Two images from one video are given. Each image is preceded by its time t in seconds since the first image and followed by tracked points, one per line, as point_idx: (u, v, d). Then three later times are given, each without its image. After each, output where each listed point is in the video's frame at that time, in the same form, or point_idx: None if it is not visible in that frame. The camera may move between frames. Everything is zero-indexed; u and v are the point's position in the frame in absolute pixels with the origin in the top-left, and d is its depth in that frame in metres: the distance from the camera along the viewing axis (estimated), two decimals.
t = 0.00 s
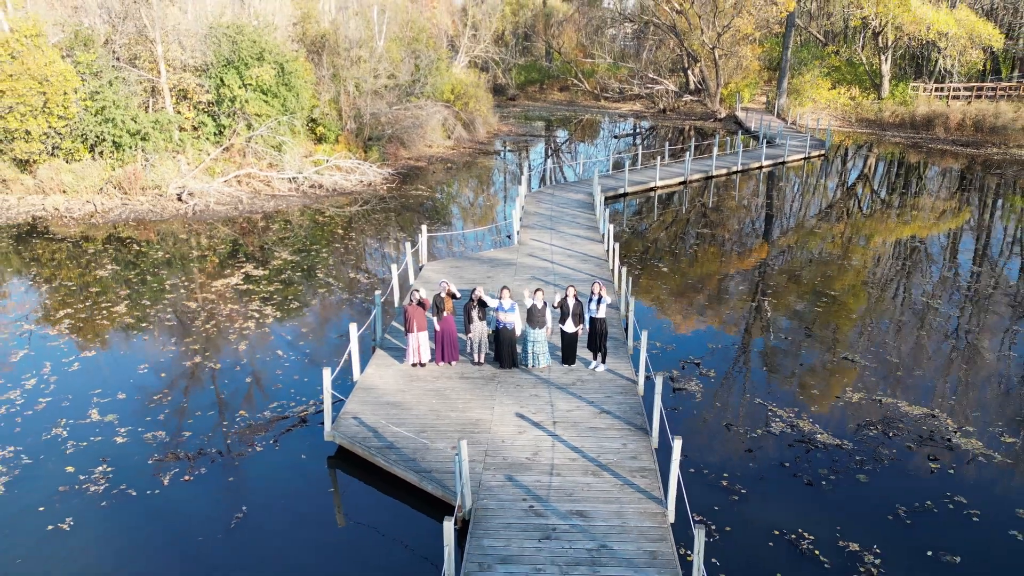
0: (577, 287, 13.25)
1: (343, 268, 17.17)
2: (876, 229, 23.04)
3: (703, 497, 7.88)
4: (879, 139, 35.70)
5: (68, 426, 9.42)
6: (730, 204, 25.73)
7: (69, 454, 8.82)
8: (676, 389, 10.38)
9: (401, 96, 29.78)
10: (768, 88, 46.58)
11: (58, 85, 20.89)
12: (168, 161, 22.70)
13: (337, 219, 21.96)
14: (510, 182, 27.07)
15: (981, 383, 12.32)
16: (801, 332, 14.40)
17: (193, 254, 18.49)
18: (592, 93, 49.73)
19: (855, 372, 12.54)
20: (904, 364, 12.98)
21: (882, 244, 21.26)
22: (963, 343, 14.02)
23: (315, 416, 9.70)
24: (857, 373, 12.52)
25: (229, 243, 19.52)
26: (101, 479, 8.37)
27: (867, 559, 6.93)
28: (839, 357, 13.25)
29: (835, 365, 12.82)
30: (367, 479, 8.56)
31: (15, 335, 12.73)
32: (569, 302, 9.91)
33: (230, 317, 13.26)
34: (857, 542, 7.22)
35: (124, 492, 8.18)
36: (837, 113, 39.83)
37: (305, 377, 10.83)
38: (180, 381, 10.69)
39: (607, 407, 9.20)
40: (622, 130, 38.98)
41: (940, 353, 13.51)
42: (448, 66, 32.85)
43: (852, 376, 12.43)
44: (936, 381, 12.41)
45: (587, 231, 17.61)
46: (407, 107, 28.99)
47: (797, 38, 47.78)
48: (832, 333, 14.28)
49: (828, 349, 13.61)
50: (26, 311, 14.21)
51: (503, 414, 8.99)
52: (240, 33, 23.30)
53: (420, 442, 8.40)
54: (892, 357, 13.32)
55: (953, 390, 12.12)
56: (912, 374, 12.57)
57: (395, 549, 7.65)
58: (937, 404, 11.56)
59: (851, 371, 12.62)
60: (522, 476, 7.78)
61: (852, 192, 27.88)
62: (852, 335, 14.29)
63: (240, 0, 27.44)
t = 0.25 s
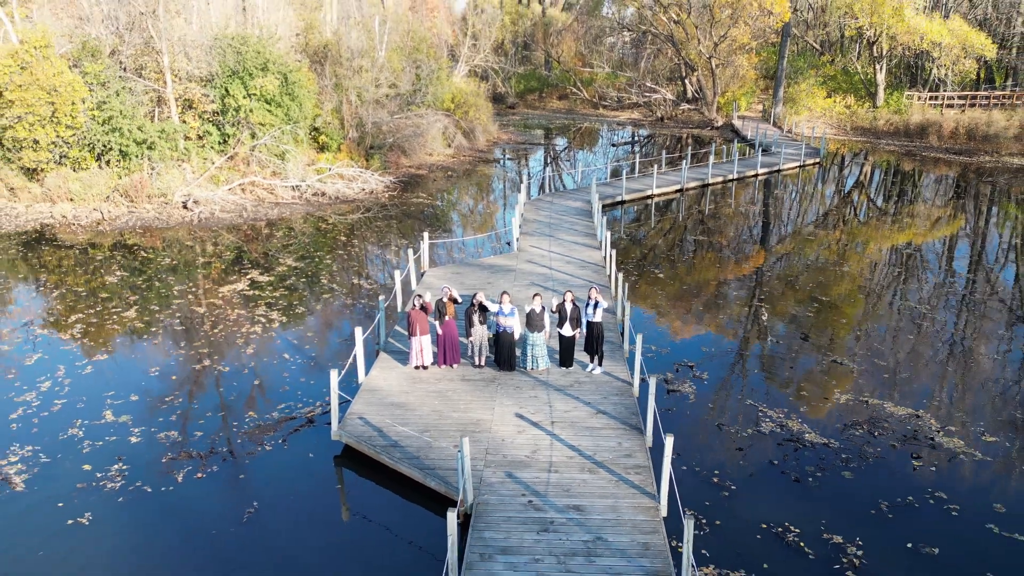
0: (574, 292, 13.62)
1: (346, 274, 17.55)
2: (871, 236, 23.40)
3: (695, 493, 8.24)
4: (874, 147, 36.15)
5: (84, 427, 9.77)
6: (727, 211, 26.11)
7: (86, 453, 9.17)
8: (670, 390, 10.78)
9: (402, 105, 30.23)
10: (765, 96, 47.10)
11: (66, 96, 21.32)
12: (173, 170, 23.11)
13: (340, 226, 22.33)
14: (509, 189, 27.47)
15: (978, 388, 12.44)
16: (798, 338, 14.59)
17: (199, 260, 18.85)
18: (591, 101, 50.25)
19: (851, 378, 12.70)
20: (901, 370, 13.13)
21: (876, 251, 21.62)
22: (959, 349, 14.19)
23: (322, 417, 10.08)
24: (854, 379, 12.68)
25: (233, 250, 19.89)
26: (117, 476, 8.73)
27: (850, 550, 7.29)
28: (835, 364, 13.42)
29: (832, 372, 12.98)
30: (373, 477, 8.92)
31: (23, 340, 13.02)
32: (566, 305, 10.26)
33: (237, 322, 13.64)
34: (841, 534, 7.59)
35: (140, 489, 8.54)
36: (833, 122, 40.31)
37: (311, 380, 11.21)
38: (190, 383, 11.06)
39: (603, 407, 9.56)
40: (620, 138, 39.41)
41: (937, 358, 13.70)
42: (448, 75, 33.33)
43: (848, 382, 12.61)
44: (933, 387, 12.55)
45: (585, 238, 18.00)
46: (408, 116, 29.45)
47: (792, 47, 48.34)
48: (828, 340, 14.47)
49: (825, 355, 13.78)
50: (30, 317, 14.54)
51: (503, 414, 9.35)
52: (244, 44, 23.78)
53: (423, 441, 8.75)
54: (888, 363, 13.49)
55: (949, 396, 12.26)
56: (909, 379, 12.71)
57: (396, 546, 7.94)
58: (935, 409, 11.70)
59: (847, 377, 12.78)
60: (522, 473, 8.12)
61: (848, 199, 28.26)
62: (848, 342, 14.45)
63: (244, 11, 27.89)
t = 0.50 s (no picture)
0: (572, 297, 14.01)
1: (349, 279, 17.93)
2: (866, 242, 23.75)
3: (687, 488, 8.66)
4: (869, 155, 36.58)
5: (99, 427, 10.13)
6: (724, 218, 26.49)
7: (101, 451, 9.53)
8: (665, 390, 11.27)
9: (403, 114, 30.68)
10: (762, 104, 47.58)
11: (75, 105, 21.76)
12: (179, 178, 23.54)
13: (342, 233, 22.71)
14: (509, 196, 27.88)
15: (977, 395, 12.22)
16: (796, 343, 14.49)
17: (206, 266, 19.25)
18: (590, 109, 50.76)
19: (849, 382, 12.43)
20: (900, 375, 12.87)
21: (871, 258, 21.96)
22: (959, 353, 14.14)
23: (329, 417, 10.47)
24: (851, 383, 12.40)
25: (237, 256, 20.28)
26: (132, 473, 9.09)
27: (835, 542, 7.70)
28: (832, 368, 13.18)
29: (829, 376, 12.75)
30: (378, 474, 9.29)
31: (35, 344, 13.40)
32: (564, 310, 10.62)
33: (245, 327, 14.02)
34: (826, 527, 8.02)
35: (154, 485, 8.90)
36: (829, 130, 40.78)
37: (317, 382, 11.59)
38: (200, 385, 11.44)
39: (599, 407, 9.93)
40: (619, 146, 39.88)
41: (934, 363, 13.56)
42: (449, 84, 33.83)
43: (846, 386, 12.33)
44: (934, 391, 12.26)
45: (583, 245, 18.40)
46: (409, 124, 29.92)
47: (789, 56, 48.91)
48: (824, 345, 14.36)
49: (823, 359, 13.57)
50: (37, 321, 14.93)
51: (503, 414, 9.71)
52: (249, 54, 24.25)
53: (426, 440, 9.12)
54: (887, 367, 13.26)
55: (949, 401, 11.93)
56: (909, 382, 12.54)
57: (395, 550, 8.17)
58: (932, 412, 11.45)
59: (845, 381, 12.53)
60: (521, 470, 8.48)
61: (845, 206, 28.63)
62: (845, 346, 14.35)
63: (248, 21, 28.38)
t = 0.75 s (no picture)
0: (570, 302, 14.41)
1: (352, 284, 18.32)
2: (862, 248, 24.13)
3: (681, 485, 9.20)
4: (864, 162, 37.03)
5: (114, 426, 10.51)
6: (722, 224, 26.90)
7: (116, 450, 9.91)
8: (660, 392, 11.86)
9: (405, 121, 31.14)
10: (759, 111, 48.07)
11: (83, 114, 22.18)
12: (184, 185, 23.96)
13: (345, 239, 23.10)
14: (509, 203, 28.29)
15: (971, 403, 12.29)
16: (793, 349, 14.75)
17: (211, 272, 19.63)
18: (589, 116, 51.26)
19: (846, 388, 12.50)
20: (898, 382, 12.94)
21: (867, 263, 22.34)
22: (955, 360, 14.36)
23: (335, 417, 10.87)
24: (850, 390, 12.41)
25: (242, 262, 20.66)
26: (147, 470, 9.48)
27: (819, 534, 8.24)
28: (829, 373, 13.31)
29: (827, 380, 12.85)
30: (383, 471, 9.67)
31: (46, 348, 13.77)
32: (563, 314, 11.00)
33: (252, 331, 14.40)
34: (811, 520, 8.57)
35: (168, 481, 9.29)
36: (825, 137, 41.26)
37: (323, 383, 11.97)
38: (209, 386, 11.85)
39: (595, 408, 10.30)
40: (617, 153, 40.31)
41: (931, 370, 13.72)
42: (450, 92, 34.30)
43: (845, 391, 12.38)
44: (934, 398, 12.30)
45: (581, 250, 18.81)
46: (411, 132, 30.36)
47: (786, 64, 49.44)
48: (822, 351, 14.62)
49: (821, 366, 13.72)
50: (46, 326, 15.31)
51: (503, 414, 10.09)
52: (254, 64, 24.67)
53: (429, 438, 9.49)
54: (886, 373, 13.39)
55: (948, 408, 11.96)
56: (906, 387, 12.68)
57: (400, 548, 8.42)
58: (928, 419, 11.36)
59: (843, 386, 12.60)
60: (520, 466, 8.86)
61: (841, 212, 29.03)
62: (842, 352, 14.60)
63: (252, 31, 28.83)
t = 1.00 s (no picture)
0: (568, 306, 14.82)
1: (355, 289, 18.73)
2: (857, 254, 24.54)
3: (674, 482, 9.66)
4: (860, 168, 37.50)
5: (127, 426, 10.90)
6: (719, 229, 27.32)
7: (131, 448, 10.30)
8: (655, 392, 12.43)
9: (406, 128, 31.60)
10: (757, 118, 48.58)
11: (91, 121, 22.62)
12: (190, 191, 24.39)
13: (347, 244, 23.51)
14: (508, 208, 28.72)
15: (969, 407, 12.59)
16: (791, 353, 15.12)
17: (217, 277, 20.03)
18: (588, 122, 51.75)
19: (845, 393, 12.76)
20: (898, 387, 13.24)
21: (862, 268, 22.74)
22: (951, 364, 14.70)
23: (342, 417, 11.27)
24: (847, 396, 12.65)
25: (247, 267, 21.06)
26: (161, 467, 9.87)
27: (804, 527, 8.70)
28: (828, 377, 13.61)
29: (826, 385, 13.16)
30: (388, 468, 10.07)
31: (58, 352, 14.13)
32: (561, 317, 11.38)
33: (258, 334, 14.81)
34: (797, 514, 9.03)
35: (182, 477, 9.68)
36: (821, 144, 41.74)
37: (328, 384, 12.37)
38: (218, 388, 12.24)
39: (592, 408, 10.68)
40: (616, 159, 40.76)
41: (930, 375, 14.04)
42: (450, 99, 34.78)
43: (844, 397, 12.64)
44: (934, 404, 12.60)
45: (580, 256, 19.23)
46: (412, 139, 30.84)
47: (782, 70, 49.96)
48: (820, 355, 14.98)
49: (820, 370, 14.02)
50: (56, 330, 15.68)
51: (503, 413, 10.48)
52: (258, 73, 25.10)
53: (431, 437, 9.87)
54: (886, 378, 13.70)
55: (948, 413, 12.25)
56: (903, 392, 12.98)
57: (406, 549, 8.68)
58: (933, 424, 11.69)
59: (841, 392, 12.84)
60: (519, 463, 9.23)
61: (838, 218, 29.44)
62: (841, 356, 14.95)
63: (256, 40, 29.29)
